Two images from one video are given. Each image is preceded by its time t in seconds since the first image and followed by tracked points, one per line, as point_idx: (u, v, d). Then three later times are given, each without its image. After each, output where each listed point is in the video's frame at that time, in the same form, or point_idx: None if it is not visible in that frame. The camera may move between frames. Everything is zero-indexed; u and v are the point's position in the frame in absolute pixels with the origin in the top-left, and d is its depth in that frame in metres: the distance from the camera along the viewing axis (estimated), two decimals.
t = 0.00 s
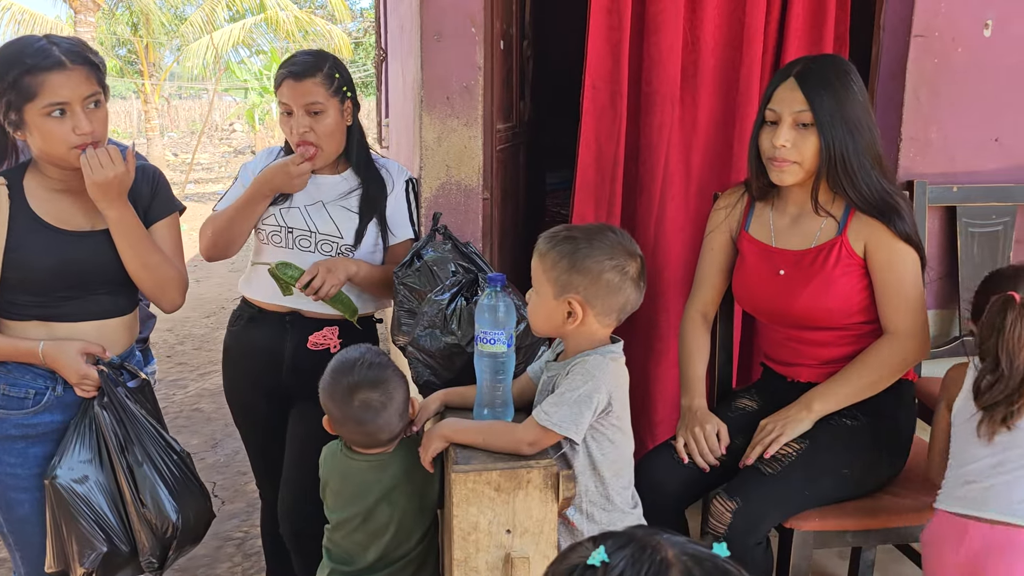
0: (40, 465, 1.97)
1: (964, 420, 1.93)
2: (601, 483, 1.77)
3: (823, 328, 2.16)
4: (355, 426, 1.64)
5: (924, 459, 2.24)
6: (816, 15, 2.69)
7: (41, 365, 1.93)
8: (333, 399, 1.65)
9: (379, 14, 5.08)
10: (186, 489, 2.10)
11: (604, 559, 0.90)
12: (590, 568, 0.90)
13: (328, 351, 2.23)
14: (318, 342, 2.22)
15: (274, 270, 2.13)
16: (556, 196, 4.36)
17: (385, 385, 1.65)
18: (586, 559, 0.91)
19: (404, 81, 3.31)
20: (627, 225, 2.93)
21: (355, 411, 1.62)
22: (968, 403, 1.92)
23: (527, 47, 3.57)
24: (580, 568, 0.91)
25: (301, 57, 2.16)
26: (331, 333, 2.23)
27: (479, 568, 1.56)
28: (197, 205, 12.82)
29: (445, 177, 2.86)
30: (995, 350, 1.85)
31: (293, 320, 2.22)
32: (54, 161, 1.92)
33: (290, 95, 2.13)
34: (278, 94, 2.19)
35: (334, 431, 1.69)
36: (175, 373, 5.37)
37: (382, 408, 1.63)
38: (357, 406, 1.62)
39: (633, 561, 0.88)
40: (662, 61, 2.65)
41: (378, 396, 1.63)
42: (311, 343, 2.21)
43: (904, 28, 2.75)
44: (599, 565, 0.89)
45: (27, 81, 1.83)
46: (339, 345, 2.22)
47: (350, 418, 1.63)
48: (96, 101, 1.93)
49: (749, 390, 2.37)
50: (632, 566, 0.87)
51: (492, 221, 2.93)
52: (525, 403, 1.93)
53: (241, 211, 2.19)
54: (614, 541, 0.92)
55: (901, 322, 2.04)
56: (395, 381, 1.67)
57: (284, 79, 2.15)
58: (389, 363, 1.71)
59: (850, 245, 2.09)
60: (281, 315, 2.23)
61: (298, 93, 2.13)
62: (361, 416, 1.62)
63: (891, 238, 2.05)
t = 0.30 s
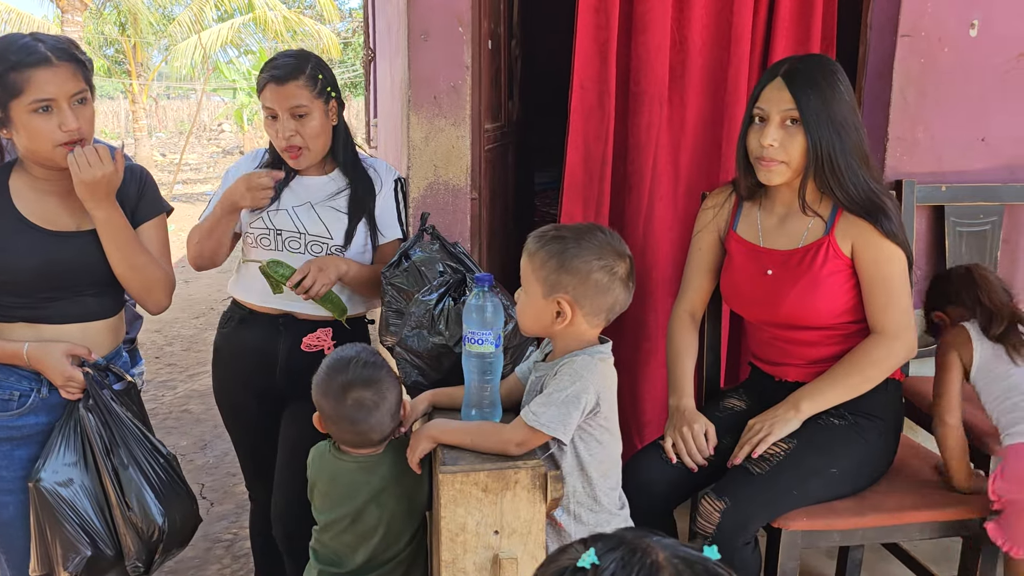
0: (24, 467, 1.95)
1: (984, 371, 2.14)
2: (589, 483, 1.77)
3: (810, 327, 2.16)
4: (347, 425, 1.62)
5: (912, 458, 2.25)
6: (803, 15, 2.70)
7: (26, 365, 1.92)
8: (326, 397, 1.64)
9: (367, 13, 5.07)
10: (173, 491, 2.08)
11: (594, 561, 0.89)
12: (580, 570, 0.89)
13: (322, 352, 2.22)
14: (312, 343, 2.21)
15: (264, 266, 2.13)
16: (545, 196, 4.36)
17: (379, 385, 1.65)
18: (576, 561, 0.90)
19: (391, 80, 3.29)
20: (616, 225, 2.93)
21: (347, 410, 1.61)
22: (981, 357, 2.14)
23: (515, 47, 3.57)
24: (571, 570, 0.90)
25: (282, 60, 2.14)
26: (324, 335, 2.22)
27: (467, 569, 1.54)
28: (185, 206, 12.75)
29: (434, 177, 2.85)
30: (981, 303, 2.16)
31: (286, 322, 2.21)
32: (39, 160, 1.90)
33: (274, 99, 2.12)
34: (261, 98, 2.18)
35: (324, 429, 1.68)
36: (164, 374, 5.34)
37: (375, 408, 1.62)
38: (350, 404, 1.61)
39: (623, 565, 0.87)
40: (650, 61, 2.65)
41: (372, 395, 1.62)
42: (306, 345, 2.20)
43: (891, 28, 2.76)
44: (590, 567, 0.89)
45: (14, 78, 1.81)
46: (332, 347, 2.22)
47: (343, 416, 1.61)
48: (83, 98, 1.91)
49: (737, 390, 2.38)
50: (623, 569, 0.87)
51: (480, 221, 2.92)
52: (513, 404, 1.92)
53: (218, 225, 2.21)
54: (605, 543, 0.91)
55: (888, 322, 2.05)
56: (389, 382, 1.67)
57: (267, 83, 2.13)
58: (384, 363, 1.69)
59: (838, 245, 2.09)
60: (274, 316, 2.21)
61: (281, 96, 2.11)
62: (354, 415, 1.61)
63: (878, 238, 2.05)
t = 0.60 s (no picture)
0: (18, 469, 1.94)
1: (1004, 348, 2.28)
2: (584, 483, 1.77)
3: (805, 327, 2.17)
4: (343, 431, 1.62)
5: (905, 456, 2.26)
6: (796, 15, 2.71)
7: (21, 366, 1.91)
8: (321, 403, 1.63)
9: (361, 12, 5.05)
10: (168, 493, 2.07)
11: (596, 561, 0.88)
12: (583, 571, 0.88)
13: (318, 354, 2.21)
14: (308, 345, 2.20)
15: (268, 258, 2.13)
16: (538, 196, 4.37)
17: (376, 393, 1.63)
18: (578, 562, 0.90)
19: (385, 80, 3.29)
20: (610, 224, 2.93)
21: (344, 416, 1.60)
22: (1011, 337, 2.27)
23: (509, 46, 3.57)
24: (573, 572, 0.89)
25: (284, 60, 2.12)
26: (321, 336, 2.21)
27: (463, 569, 1.54)
28: (177, 206, 12.70)
29: (428, 177, 2.85)
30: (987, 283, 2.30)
31: (282, 324, 2.19)
32: (36, 160, 1.89)
33: (276, 100, 2.11)
34: (258, 99, 2.16)
35: (319, 432, 1.67)
36: (155, 375, 5.32)
37: (372, 414, 1.61)
38: (346, 410, 1.60)
39: (626, 563, 0.87)
40: (643, 60, 2.65)
41: (368, 403, 1.61)
42: (302, 347, 2.20)
43: (883, 28, 2.77)
44: (592, 567, 0.88)
45: (13, 78, 1.80)
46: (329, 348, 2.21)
47: (338, 422, 1.61)
48: (81, 99, 1.90)
49: (732, 388, 2.38)
50: (626, 568, 0.86)
51: (474, 220, 2.92)
52: (508, 403, 1.92)
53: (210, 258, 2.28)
54: (606, 542, 0.91)
55: (882, 321, 2.05)
56: (386, 389, 1.65)
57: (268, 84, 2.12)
58: (382, 370, 1.68)
59: (832, 244, 2.10)
60: (269, 318, 2.21)
61: (284, 99, 2.11)
62: (350, 420, 1.61)
63: (871, 237, 2.06)
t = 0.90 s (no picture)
0: (23, 468, 1.94)
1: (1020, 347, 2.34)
2: (588, 481, 1.77)
3: (807, 326, 2.17)
4: (348, 430, 1.62)
5: (907, 454, 2.27)
6: (797, 15, 2.71)
7: (25, 366, 1.91)
8: (327, 402, 1.63)
9: (362, 11, 5.05)
10: (172, 492, 2.07)
11: (644, 553, 0.96)
12: (632, 563, 0.96)
13: (316, 353, 2.20)
14: (305, 344, 2.19)
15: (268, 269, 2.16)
16: (539, 195, 4.37)
17: (382, 392, 1.63)
18: (626, 555, 0.97)
19: (387, 80, 3.29)
20: (612, 224, 2.94)
21: (349, 416, 1.61)
22: None
23: (511, 45, 3.57)
24: (621, 563, 0.97)
25: (284, 60, 2.13)
26: (318, 336, 2.20)
27: (467, 567, 1.54)
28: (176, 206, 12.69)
29: (430, 176, 2.85)
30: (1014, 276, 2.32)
31: (280, 321, 2.19)
32: (40, 160, 1.89)
33: (276, 100, 2.12)
34: (259, 100, 2.17)
35: (324, 431, 1.68)
36: (156, 375, 5.32)
37: (377, 415, 1.62)
38: (352, 411, 1.61)
39: (676, 556, 0.95)
40: (644, 59, 2.66)
41: (374, 403, 1.61)
42: (299, 345, 2.19)
43: (884, 29, 2.78)
44: (641, 559, 0.96)
45: (18, 78, 1.80)
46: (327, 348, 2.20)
47: (344, 422, 1.61)
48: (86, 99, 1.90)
49: (734, 387, 2.39)
50: (675, 559, 0.95)
51: (476, 220, 2.92)
52: (511, 402, 1.92)
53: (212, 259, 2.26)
54: (651, 536, 0.99)
55: (883, 320, 2.06)
56: (392, 389, 1.65)
57: (267, 85, 2.13)
58: (389, 370, 1.67)
59: (834, 244, 2.10)
60: (269, 316, 2.21)
61: (283, 99, 2.11)
62: (355, 420, 1.61)
63: (871, 236, 2.07)
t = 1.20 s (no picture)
0: (33, 466, 1.95)
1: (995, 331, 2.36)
2: (595, 480, 1.77)
3: (814, 326, 2.17)
4: (355, 425, 1.63)
5: (913, 454, 2.27)
6: (804, 15, 2.71)
7: (34, 365, 1.91)
8: (334, 397, 1.64)
9: (368, 11, 5.05)
10: (179, 491, 2.08)
11: (670, 540, 1.01)
12: (659, 548, 1.01)
13: (324, 351, 2.22)
14: (313, 342, 2.20)
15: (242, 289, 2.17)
16: (545, 195, 4.37)
17: (389, 387, 1.64)
18: (653, 540, 1.02)
19: (393, 80, 3.29)
20: (618, 223, 2.94)
21: (357, 410, 1.61)
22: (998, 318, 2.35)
23: (517, 45, 3.58)
24: (648, 548, 1.02)
25: (289, 58, 2.14)
26: (326, 333, 2.21)
27: (473, 565, 1.54)
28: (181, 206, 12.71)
29: (436, 176, 2.86)
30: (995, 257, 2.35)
31: (288, 320, 2.20)
32: (49, 159, 1.90)
33: (282, 96, 2.12)
34: (266, 99, 2.17)
35: (331, 427, 1.68)
36: (161, 374, 5.33)
37: (384, 409, 1.62)
38: (359, 405, 1.61)
39: (702, 545, 0.99)
40: (651, 60, 2.66)
41: (381, 398, 1.62)
42: (307, 344, 2.20)
43: (890, 28, 2.79)
44: (667, 546, 1.00)
45: (28, 78, 1.81)
46: (335, 346, 2.21)
47: (351, 417, 1.62)
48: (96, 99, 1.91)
49: (740, 386, 2.40)
50: (700, 548, 0.99)
51: (482, 219, 2.93)
52: (519, 401, 1.93)
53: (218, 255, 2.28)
54: (679, 525, 1.04)
55: (890, 320, 2.06)
56: (398, 384, 1.66)
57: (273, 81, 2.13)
58: (395, 365, 1.68)
59: (842, 244, 2.10)
60: (276, 316, 2.21)
61: (288, 95, 2.12)
62: (362, 415, 1.62)
63: (878, 236, 2.07)
